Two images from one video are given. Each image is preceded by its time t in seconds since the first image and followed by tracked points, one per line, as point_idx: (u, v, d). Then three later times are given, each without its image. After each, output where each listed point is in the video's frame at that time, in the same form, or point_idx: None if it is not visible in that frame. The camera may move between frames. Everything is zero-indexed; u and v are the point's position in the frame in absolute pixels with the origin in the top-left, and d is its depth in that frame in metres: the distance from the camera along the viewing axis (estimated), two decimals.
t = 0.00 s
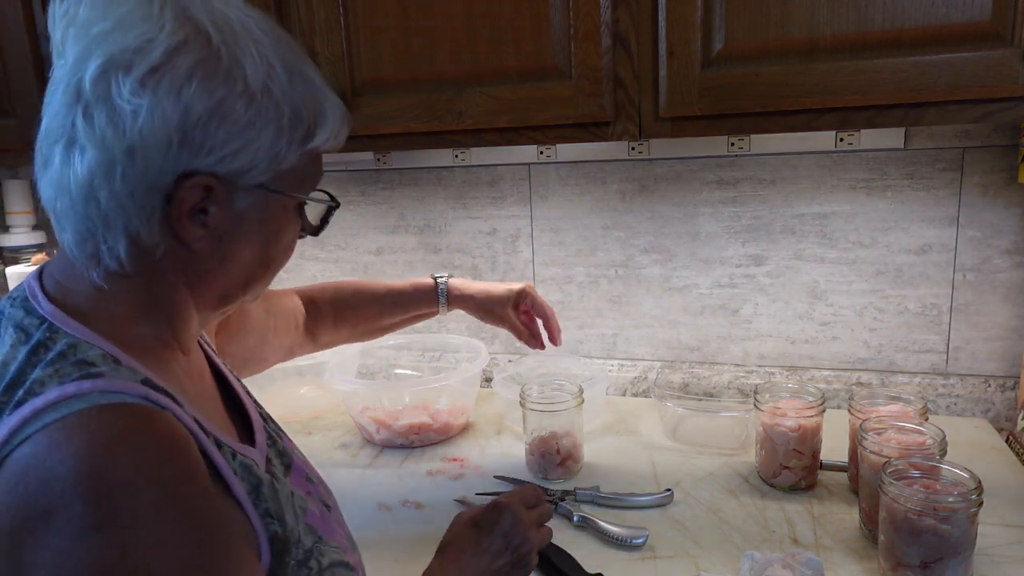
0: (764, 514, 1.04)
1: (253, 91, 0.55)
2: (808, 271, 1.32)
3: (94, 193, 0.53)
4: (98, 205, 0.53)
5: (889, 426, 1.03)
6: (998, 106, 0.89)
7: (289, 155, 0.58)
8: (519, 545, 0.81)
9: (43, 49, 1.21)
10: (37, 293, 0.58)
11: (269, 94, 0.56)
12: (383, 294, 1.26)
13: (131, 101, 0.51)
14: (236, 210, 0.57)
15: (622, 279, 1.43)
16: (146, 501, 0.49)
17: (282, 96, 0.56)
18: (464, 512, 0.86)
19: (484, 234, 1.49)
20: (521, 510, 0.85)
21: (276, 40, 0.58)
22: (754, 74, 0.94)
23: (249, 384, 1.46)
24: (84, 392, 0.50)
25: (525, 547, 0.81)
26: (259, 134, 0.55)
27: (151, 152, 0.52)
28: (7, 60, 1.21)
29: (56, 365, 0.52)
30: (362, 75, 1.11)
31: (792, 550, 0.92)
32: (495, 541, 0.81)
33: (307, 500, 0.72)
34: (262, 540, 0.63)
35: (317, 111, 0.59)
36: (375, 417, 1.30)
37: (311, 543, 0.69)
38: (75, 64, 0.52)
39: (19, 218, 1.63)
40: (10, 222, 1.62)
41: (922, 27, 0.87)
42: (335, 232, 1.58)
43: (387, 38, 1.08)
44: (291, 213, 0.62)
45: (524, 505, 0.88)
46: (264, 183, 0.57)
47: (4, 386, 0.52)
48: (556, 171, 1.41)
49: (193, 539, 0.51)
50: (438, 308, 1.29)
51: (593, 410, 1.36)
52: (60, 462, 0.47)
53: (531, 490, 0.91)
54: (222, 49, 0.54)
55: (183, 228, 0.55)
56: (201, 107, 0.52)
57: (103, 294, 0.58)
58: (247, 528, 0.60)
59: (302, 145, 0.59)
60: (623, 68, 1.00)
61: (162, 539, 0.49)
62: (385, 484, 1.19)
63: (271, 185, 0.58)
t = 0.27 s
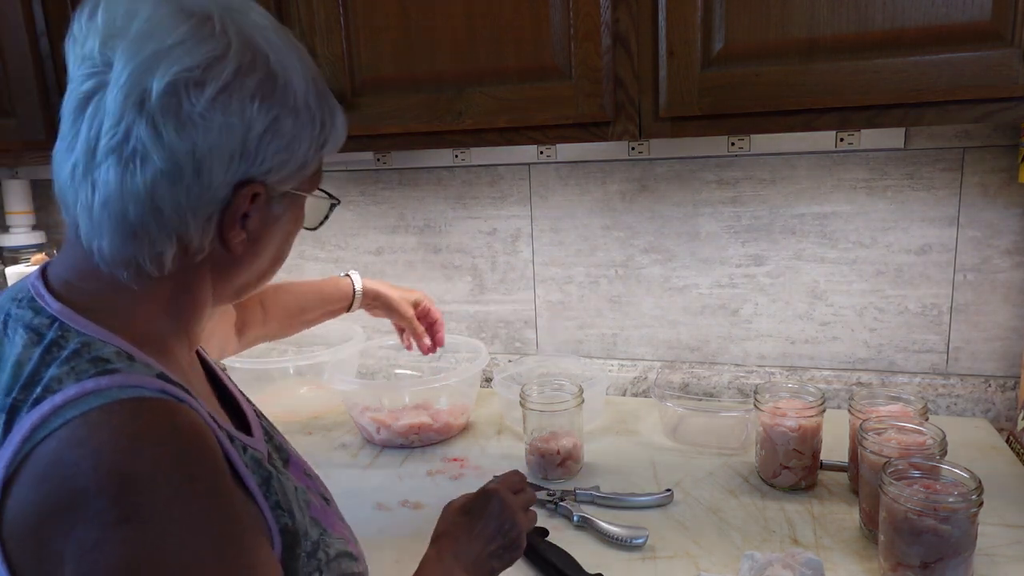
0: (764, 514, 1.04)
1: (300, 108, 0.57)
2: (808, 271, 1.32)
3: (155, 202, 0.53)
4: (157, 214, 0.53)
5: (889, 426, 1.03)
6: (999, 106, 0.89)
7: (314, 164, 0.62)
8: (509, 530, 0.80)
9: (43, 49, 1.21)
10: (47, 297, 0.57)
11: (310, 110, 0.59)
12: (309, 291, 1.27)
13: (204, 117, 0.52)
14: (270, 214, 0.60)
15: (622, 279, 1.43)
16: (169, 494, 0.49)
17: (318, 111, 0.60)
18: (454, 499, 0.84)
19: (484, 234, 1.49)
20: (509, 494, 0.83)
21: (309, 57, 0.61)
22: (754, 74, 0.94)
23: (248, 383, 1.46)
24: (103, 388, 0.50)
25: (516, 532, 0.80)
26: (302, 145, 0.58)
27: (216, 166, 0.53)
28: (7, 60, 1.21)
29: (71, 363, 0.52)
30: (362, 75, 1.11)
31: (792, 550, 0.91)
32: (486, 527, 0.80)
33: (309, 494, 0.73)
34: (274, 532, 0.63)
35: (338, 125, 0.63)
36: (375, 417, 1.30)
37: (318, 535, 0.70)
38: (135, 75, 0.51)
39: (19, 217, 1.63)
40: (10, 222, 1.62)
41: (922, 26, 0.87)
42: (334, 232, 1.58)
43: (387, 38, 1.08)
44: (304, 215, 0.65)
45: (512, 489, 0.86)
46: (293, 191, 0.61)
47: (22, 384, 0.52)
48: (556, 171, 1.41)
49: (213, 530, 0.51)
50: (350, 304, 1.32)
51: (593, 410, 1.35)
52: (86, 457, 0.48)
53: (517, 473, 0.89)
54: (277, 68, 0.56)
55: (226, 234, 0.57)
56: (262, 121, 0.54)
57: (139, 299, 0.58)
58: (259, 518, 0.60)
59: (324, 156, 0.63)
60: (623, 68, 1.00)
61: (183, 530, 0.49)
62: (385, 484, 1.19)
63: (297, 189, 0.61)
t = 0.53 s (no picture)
0: (764, 514, 1.04)
1: (293, 100, 0.59)
2: (809, 271, 1.32)
3: (163, 191, 0.53)
4: (166, 203, 0.53)
5: (889, 426, 1.03)
6: (999, 106, 0.89)
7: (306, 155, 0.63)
8: (498, 498, 0.83)
9: (43, 49, 1.21)
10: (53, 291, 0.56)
11: (302, 103, 0.60)
12: (287, 321, 1.29)
13: (208, 107, 0.53)
14: (269, 202, 0.61)
15: (622, 279, 1.43)
16: (194, 458, 0.49)
17: (309, 104, 0.61)
18: (440, 475, 0.87)
19: (484, 234, 1.48)
20: (494, 465, 0.86)
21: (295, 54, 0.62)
22: (754, 74, 0.94)
23: (248, 384, 1.46)
24: (120, 364, 0.51)
25: (504, 499, 0.83)
26: (297, 135, 0.60)
27: (220, 153, 0.54)
28: (7, 60, 1.21)
29: (86, 343, 0.53)
30: (362, 75, 1.10)
31: (793, 550, 0.90)
32: (476, 496, 0.83)
33: (310, 476, 0.73)
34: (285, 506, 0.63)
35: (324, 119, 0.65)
36: (375, 417, 1.30)
37: (323, 513, 0.70)
38: (136, 70, 0.52)
39: (19, 218, 1.63)
40: (10, 222, 1.62)
41: (921, 26, 0.87)
42: (334, 232, 1.58)
43: (387, 38, 1.08)
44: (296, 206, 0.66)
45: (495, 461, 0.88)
46: (288, 180, 0.62)
47: (38, 364, 0.52)
48: (556, 171, 1.41)
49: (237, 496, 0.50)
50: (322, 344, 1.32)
51: (593, 410, 1.35)
52: (109, 426, 0.48)
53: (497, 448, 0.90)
54: (270, 61, 0.57)
55: (229, 221, 0.58)
56: (261, 111, 0.56)
57: (147, 289, 0.58)
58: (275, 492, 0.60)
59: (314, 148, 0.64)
60: (623, 68, 1.00)
61: (212, 491, 0.49)
62: (384, 484, 1.19)
63: (291, 177, 0.62)
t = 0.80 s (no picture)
0: (764, 514, 1.04)
1: (298, 102, 0.59)
2: (808, 271, 1.32)
3: (168, 189, 0.53)
4: (171, 201, 0.53)
5: (889, 426, 1.03)
6: (999, 107, 0.89)
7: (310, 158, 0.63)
8: (496, 502, 0.82)
9: (43, 49, 1.21)
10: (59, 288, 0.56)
11: (308, 105, 0.60)
12: (311, 329, 1.30)
13: (213, 106, 0.53)
14: (272, 203, 0.61)
15: (622, 279, 1.43)
16: (185, 454, 0.49)
17: (315, 107, 0.61)
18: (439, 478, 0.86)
19: (484, 234, 1.48)
20: (494, 468, 0.85)
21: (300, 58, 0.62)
22: (754, 74, 0.94)
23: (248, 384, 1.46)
24: (115, 360, 0.51)
25: (503, 504, 0.82)
26: (301, 137, 0.60)
27: (225, 153, 0.54)
28: (7, 60, 1.21)
29: (84, 339, 0.53)
30: (362, 75, 1.10)
31: (792, 550, 0.90)
32: (474, 499, 0.83)
33: (308, 476, 0.73)
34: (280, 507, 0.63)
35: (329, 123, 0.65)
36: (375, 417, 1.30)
37: (319, 513, 0.70)
38: (143, 69, 0.52)
39: (19, 218, 1.63)
40: (10, 222, 1.62)
41: (921, 26, 0.87)
42: (334, 232, 1.58)
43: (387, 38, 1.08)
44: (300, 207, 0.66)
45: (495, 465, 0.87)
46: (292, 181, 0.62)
47: (37, 358, 0.53)
48: (556, 171, 1.41)
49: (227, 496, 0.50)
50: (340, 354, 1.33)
51: (593, 410, 1.35)
52: (105, 422, 0.48)
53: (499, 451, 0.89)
54: (276, 63, 0.57)
55: (233, 220, 0.58)
56: (266, 112, 0.56)
57: (150, 287, 0.58)
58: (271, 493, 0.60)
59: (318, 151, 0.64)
60: (623, 68, 1.00)
61: (202, 488, 0.49)
62: (384, 484, 1.19)
63: (295, 178, 0.62)
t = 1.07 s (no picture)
0: (764, 514, 1.04)
1: (312, 112, 0.58)
2: (808, 271, 1.32)
3: (173, 196, 0.53)
4: (175, 207, 0.53)
5: (889, 426, 1.03)
6: (999, 107, 0.89)
7: (321, 168, 0.63)
8: (496, 517, 0.82)
9: (43, 49, 1.21)
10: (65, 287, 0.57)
11: (321, 116, 0.60)
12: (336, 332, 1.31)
13: (223, 116, 0.53)
14: (279, 212, 0.61)
15: (622, 279, 1.43)
16: (183, 463, 0.49)
17: (328, 117, 0.61)
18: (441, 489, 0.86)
19: (484, 234, 1.48)
20: (495, 481, 0.84)
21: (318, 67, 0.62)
22: (754, 74, 0.94)
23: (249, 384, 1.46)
24: (116, 365, 0.51)
25: (503, 518, 0.82)
26: (312, 148, 0.59)
27: (232, 164, 0.54)
28: (7, 60, 1.21)
29: (86, 343, 0.53)
30: (362, 74, 1.10)
31: (792, 550, 0.90)
32: (473, 512, 0.82)
33: (309, 484, 0.73)
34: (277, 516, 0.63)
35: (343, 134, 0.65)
36: (375, 417, 1.30)
37: (317, 522, 0.70)
38: (156, 75, 0.52)
39: (19, 218, 1.62)
40: (10, 222, 1.62)
41: (921, 26, 0.87)
42: (334, 232, 1.58)
43: (387, 37, 1.08)
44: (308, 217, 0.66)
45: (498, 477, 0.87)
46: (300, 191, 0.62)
47: (38, 361, 0.53)
48: (556, 171, 1.41)
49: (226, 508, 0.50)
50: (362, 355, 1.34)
51: (593, 410, 1.36)
52: (103, 428, 0.48)
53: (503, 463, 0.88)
54: (291, 73, 0.57)
55: (237, 229, 0.58)
56: (277, 122, 0.55)
57: (155, 291, 0.58)
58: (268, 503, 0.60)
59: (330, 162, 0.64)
60: (623, 68, 1.00)
61: (200, 497, 0.49)
62: (384, 484, 1.19)
63: (303, 188, 0.62)
